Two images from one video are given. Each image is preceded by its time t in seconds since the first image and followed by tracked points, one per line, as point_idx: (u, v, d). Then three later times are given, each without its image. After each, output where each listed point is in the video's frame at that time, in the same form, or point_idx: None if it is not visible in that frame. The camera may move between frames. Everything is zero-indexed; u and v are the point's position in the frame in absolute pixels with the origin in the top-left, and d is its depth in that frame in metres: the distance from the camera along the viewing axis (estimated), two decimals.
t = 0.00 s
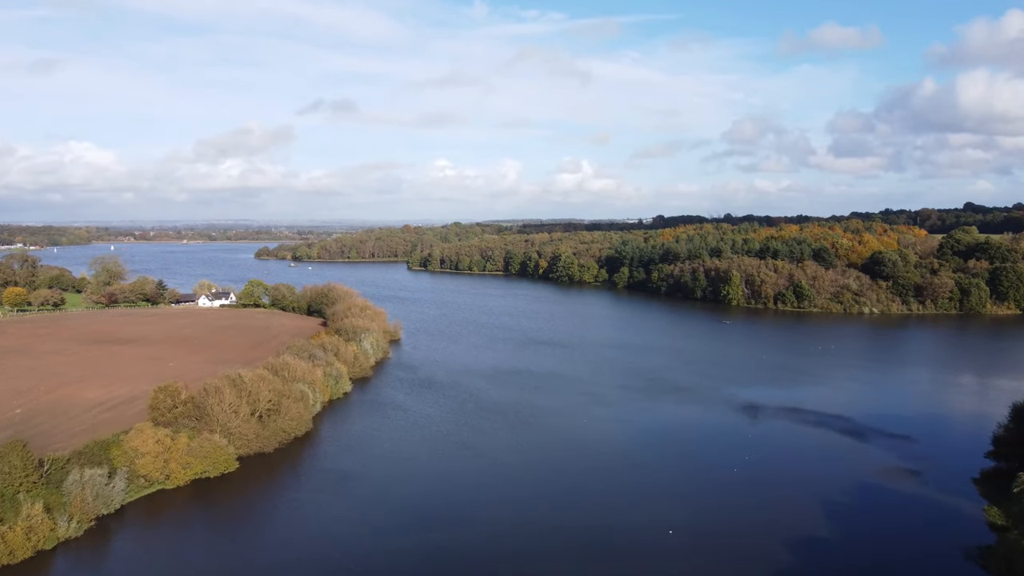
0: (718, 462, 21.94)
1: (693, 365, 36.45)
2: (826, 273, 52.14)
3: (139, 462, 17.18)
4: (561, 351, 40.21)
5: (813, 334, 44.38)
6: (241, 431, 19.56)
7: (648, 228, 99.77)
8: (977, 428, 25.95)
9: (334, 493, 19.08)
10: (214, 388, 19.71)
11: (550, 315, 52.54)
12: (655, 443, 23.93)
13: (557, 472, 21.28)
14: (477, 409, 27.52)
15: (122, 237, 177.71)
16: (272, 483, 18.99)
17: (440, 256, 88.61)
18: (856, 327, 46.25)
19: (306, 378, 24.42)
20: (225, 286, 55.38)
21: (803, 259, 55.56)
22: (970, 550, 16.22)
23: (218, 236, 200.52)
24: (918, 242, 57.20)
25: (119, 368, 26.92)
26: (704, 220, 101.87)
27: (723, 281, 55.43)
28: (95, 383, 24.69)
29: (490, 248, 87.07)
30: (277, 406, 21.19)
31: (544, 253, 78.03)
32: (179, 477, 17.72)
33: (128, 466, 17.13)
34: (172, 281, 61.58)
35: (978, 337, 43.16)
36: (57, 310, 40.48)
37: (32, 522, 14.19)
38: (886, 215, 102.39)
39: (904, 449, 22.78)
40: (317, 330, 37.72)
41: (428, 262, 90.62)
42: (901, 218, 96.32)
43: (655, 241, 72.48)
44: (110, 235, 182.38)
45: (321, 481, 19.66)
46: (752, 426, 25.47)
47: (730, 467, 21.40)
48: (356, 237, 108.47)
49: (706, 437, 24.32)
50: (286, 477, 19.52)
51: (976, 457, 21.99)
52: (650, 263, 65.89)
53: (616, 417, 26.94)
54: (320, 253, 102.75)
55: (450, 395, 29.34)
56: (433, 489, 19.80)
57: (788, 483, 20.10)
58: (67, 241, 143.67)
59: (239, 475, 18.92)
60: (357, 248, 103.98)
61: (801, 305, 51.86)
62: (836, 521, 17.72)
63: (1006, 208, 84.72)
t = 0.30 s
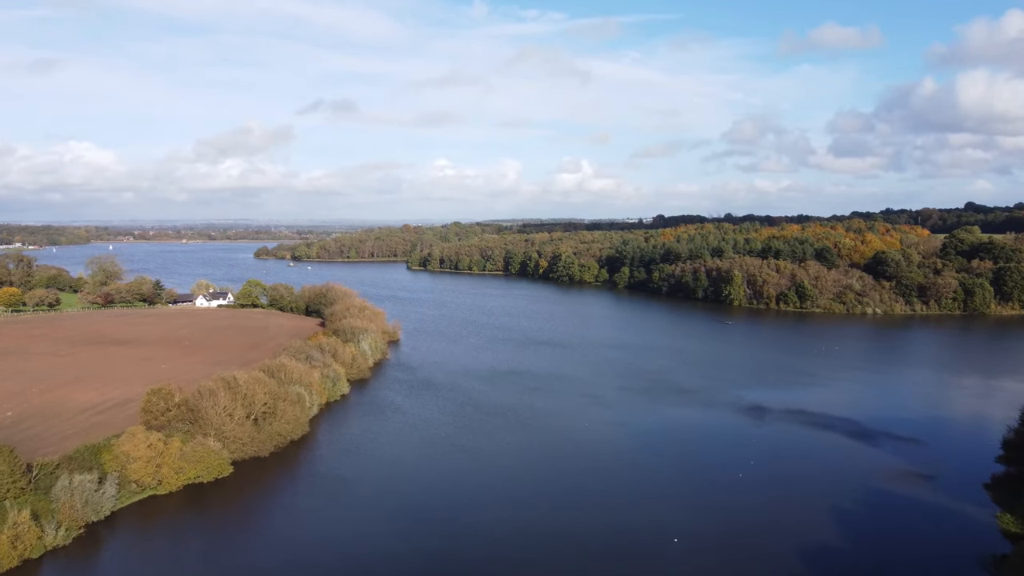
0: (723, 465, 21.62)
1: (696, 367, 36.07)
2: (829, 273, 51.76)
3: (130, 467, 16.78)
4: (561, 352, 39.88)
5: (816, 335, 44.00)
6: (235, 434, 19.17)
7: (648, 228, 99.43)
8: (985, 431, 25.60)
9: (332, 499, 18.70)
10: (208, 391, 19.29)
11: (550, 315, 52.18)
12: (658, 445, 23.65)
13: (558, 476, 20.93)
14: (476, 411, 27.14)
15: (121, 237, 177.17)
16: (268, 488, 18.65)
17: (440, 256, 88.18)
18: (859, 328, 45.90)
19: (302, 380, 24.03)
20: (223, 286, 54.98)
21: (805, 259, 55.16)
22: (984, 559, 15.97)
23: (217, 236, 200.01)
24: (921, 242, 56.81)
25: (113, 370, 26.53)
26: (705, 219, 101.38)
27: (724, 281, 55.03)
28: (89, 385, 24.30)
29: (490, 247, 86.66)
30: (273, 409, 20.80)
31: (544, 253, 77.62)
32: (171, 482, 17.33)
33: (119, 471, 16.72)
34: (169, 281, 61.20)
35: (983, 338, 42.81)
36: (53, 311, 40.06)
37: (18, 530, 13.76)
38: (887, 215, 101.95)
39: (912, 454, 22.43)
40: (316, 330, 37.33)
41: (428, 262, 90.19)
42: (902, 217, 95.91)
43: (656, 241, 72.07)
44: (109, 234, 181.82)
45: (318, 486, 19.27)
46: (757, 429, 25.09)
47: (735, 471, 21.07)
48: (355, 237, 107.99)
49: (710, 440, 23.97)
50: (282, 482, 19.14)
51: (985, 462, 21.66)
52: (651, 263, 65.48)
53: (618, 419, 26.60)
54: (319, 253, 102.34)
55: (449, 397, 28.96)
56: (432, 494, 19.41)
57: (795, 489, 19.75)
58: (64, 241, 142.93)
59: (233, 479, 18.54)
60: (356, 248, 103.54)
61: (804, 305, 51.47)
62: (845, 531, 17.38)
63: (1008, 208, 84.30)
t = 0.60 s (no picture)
0: (728, 469, 21.15)
1: (698, 368, 35.65)
2: (831, 273, 51.39)
3: (121, 472, 16.38)
4: (562, 352, 39.55)
5: (819, 336, 43.60)
6: (230, 438, 18.79)
7: (649, 228, 98.89)
8: (994, 435, 25.17)
9: (328, 504, 18.32)
10: (202, 393, 18.89)
11: (551, 315, 51.80)
12: (661, 448, 23.22)
13: (557, 481, 20.58)
14: (475, 413, 26.75)
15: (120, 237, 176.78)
16: (263, 493, 18.26)
17: (439, 256, 87.74)
18: (862, 328, 45.48)
19: (299, 382, 23.64)
20: (220, 286, 54.58)
21: (808, 259, 54.77)
22: (999, 567, 15.55)
23: (217, 235, 199.46)
24: (924, 242, 56.39)
25: (107, 371, 26.12)
26: (706, 219, 100.87)
27: (726, 281, 54.64)
28: (82, 386, 23.89)
29: (490, 247, 86.24)
30: (269, 412, 20.40)
31: (544, 253, 77.21)
32: (163, 488, 16.94)
33: (110, 476, 16.33)
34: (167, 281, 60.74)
35: (988, 339, 42.36)
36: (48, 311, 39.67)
37: (3, 538, 13.35)
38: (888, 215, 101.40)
39: (920, 458, 22.00)
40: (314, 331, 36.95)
41: (427, 262, 89.73)
42: (904, 217, 95.37)
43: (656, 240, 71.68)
44: (108, 234, 181.35)
45: (313, 491, 18.89)
46: (761, 432, 24.64)
47: (741, 475, 20.61)
48: (355, 237, 107.52)
49: (715, 443, 23.51)
50: (278, 487, 18.74)
51: (996, 467, 21.22)
52: (653, 263, 65.11)
53: (619, 422, 26.20)
54: (318, 252, 101.92)
55: (448, 398, 28.57)
56: (429, 499, 19.05)
57: (802, 494, 19.29)
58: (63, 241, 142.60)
59: (227, 484, 18.14)
60: (356, 248, 103.10)
61: (806, 306, 51.09)
62: (854, 538, 16.92)
63: (1010, 208, 83.78)
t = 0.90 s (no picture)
0: (733, 475, 20.95)
1: (701, 370, 35.31)
2: (834, 273, 51.01)
3: (112, 477, 15.99)
4: (562, 353, 39.22)
5: (822, 336, 43.23)
6: (224, 441, 18.42)
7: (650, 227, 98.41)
8: (1002, 439, 24.82)
9: (325, 509, 17.99)
10: (196, 396, 18.48)
11: (551, 316, 51.43)
12: (665, 452, 22.94)
13: (558, 485, 20.26)
14: (474, 415, 26.40)
15: (119, 237, 176.24)
16: (258, 498, 17.91)
17: (439, 256, 87.30)
18: (865, 329, 45.10)
19: (296, 384, 23.25)
20: (218, 286, 54.15)
21: (810, 259, 54.42)
22: None
23: (216, 235, 198.94)
24: (927, 242, 56.01)
25: (102, 372, 25.78)
26: (706, 219, 100.38)
27: (728, 281, 54.28)
28: (77, 388, 23.52)
29: (490, 247, 85.83)
30: (264, 414, 20.03)
31: (544, 253, 76.79)
32: (155, 493, 16.57)
33: (100, 481, 15.94)
34: (165, 281, 60.34)
35: (992, 339, 42.00)
36: (43, 312, 39.26)
37: None
38: (889, 215, 100.82)
39: (929, 465, 21.75)
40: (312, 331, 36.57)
41: (427, 261, 89.30)
42: (905, 216, 94.87)
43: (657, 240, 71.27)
44: (107, 233, 180.91)
45: (310, 496, 18.56)
46: (767, 437, 24.29)
47: (746, 481, 20.42)
48: (354, 237, 107.03)
49: (719, 448, 23.28)
50: (273, 492, 18.40)
51: (1007, 478, 20.93)
52: (654, 262, 64.73)
53: (622, 425, 25.88)
54: (318, 252, 101.54)
55: (447, 400, 28.20)
56: (428, 504, 18.71)
57: (809, 502, 19.09)
58: (61, 240, 142.13)
59: (222, 489, 17.77)
60: (355, 247, 102.65)
61: (808, 306, 50.76)
62: (865, 549, 16.63)
63: (1012, 207, 83.31)
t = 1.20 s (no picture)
0: (739, 480, 20.35)
1: (702, 370, 34.93)
2: (837, 273, 50.59)
3: (102, 483, 15.59)
4: (563, 353, 38.84)
5: (825, 337, 42.84)
6: (218, 446, 18.01)
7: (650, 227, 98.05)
8: (1011, 442, 24.41)
9: (319, 516, 17.46)
10: (189, 399, 18.07)
11: (551, 316, 51.03)
12: (668, 455, 22.55)
13: (559, 489, 19.80)
14: (474, 418, 25.91)
15: (118, 236, 175.75)
16: (252, 505, 17.44)
17: (439, 256, 86.89)
18: (869, 329, 44.71)
19: (292, 387, 22.85)
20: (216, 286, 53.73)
21: (812, 259, 54.03)
22: None
23: (216, 235, 198.44)
24: (929, 242, 55.64)
25: (96, 373, 25.36)
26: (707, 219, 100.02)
27: (730, 281, 53.89)
28: (69, 390, 23.08)
29: (489, 247, 85.44)
30: (259, 418, 19.63)
31: (544, 253, 76.38)
32: (146, 500, 16.17)
33: (90, 487, 15.55)
34: (163, 281, 59.91)
35: (997, 340, 41.60)
36: (38, 312, 38.82)
37: None
38: (890, 215, 100.39)
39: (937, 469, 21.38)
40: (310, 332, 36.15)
41: (427, 261, 88.88)
42: (906, 216, 94.48)
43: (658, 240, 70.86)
44: (106, 232, 180.51)
45: (305, 503, 18.03)
46: (772, 440, 23.85)
47: (753, 487, 19.84)
48: (354, 237, 106.60)
49: (724, 450, 22.88)
50: (268, 497, 17.96)
51: (1018, 481, 20.49)
52: (654, 263, 64.36)
53: (624, 427, 25.47)
54: (317, 252, 101.14)
55: (446, 403, 27.70)
56: (426, 510, 18.21)
57: (814, 506, 18.67)
58: (59, 240, 141.63)
59: (215, 494, 17.37)
60: (354, 247, 102.24)
61: (811, 307, 50.39)
62: (876, 555, 16.18)
63: (1013, 207, 82.94)
